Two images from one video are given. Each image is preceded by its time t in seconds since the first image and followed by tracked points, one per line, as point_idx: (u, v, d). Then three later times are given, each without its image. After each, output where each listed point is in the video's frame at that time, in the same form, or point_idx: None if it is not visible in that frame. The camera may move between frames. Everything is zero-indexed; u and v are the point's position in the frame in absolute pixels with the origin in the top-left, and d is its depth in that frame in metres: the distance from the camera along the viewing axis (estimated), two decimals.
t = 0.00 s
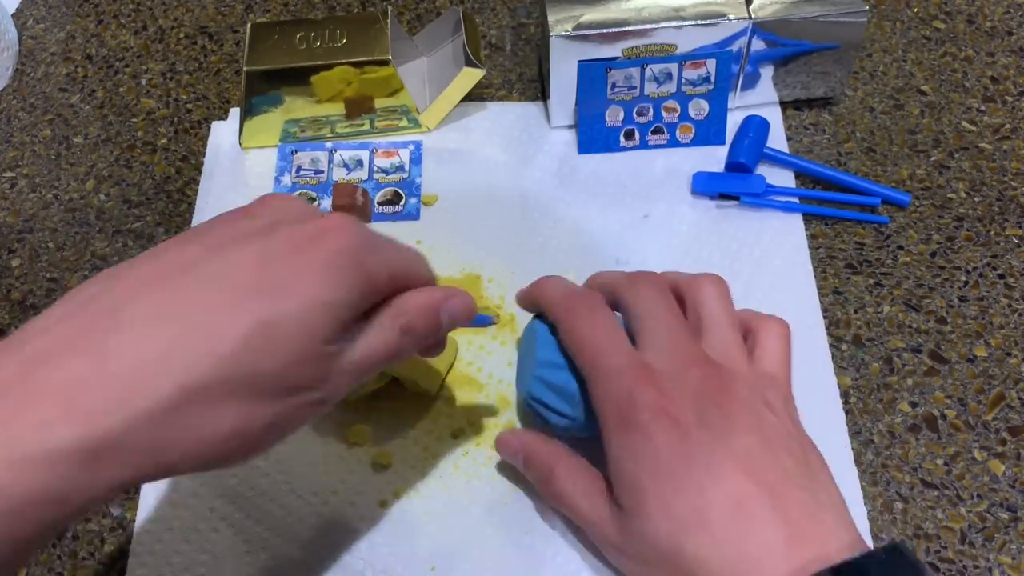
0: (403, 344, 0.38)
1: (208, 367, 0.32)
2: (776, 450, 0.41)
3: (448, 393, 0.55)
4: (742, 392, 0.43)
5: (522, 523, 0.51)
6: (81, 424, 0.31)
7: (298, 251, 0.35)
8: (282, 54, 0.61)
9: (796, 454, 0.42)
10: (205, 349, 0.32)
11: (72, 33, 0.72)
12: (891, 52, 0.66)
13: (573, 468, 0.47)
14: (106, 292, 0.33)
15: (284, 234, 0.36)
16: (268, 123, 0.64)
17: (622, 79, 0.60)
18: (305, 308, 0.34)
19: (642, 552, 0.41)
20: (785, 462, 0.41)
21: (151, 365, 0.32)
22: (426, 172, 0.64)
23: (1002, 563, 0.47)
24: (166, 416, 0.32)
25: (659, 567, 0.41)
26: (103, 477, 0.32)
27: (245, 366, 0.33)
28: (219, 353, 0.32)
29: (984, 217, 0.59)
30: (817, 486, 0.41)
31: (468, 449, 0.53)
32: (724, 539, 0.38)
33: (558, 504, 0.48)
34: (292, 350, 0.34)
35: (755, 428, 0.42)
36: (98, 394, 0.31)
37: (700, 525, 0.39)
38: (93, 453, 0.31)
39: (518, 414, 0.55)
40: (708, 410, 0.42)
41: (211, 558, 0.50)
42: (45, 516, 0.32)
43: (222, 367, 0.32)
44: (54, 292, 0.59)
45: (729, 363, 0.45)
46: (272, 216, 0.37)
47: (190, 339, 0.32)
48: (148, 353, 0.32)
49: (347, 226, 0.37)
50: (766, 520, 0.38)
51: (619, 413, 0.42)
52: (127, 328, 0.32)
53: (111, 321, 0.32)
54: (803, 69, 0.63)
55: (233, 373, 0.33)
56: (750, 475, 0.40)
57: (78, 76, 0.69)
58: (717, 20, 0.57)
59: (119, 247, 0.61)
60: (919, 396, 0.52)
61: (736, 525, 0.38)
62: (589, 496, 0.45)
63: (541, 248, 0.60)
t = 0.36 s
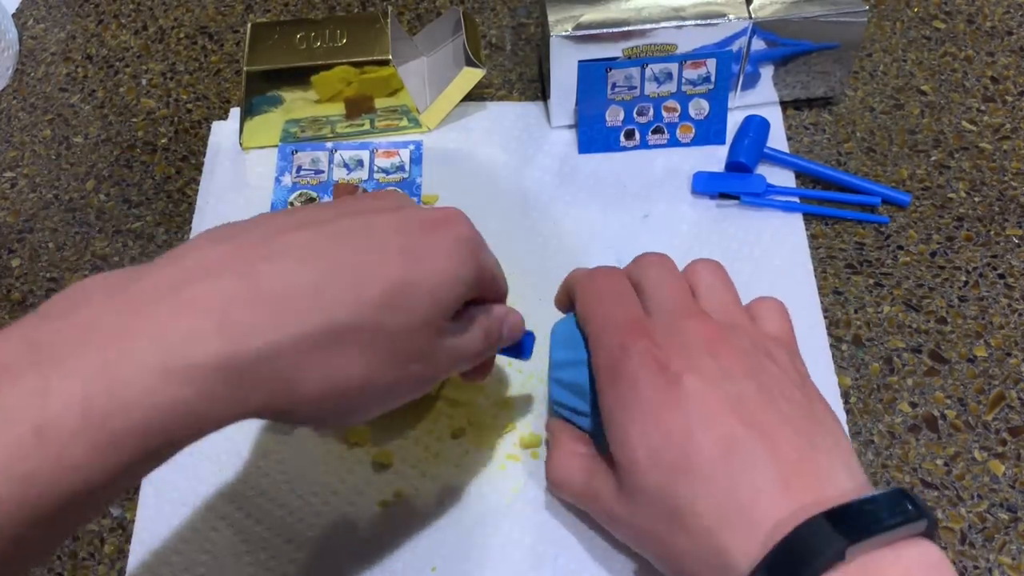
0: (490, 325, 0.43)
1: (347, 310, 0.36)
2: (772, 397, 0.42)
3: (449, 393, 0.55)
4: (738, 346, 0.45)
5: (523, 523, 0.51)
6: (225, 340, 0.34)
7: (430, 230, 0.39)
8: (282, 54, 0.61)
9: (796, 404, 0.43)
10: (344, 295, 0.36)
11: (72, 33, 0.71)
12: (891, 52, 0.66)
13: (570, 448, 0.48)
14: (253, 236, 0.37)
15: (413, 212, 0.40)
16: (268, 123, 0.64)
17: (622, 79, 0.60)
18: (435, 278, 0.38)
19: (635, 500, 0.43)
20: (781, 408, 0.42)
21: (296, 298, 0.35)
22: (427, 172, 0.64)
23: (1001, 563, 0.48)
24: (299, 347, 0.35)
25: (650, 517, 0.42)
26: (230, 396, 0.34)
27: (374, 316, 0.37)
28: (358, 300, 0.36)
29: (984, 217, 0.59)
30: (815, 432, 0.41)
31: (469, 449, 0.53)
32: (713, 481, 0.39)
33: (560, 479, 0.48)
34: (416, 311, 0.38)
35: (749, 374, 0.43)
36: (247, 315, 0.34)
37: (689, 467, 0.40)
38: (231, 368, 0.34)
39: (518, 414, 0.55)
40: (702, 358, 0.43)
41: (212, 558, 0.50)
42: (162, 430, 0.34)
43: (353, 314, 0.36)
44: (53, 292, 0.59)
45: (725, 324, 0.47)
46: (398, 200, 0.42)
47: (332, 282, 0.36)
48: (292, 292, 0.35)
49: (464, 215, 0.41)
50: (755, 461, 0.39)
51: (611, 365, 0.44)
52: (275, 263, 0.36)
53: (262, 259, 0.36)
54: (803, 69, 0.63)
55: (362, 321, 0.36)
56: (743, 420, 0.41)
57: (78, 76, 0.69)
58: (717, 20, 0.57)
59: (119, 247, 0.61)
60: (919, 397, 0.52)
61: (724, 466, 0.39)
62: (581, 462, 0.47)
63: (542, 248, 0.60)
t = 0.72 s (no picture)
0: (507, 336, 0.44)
1: (374, 321, 0.36)
2: (736, 376, 0.44)
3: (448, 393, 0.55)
4: (701, 329, 0.47)
5: (523, 522, 0.51)
6: (256, 347, 0.34)
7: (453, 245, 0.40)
8: (282, 54, 0.61)
9: (759, 382, 0.44)
10: (371, 306, 0.36)
11: (72, 34, 0.71)
12: (892, 52, 0.66)
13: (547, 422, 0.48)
14: (282, 242, 0.37)
15: (437, 226, 0.41)
16: (268, 124, 0.64)
17: (622, 79, 0.60)
18: (458, 293, 0.39)
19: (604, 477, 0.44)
20: (744, 386, 0.43)
21: (325, 308, 0.35)
22: (427, 172, 0.64)
23: (1002, 563, 0.48)
24: (326, 357, 0.35)
25: (619, 493, 0.43)
26: (258, 402, 0.34)
27: (400, 329, 0.37)
28: (385, 311, 0.36)
29: (984, 216, 0.59)
30: (778, 407, 0.43)
31: (469, 448, 0.53)
32: (676, 454, 0.41)
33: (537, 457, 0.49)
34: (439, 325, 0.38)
35: (710, 355, 0.45)
36: (278, 323, 0.34)
37: (654, 442, 0.42)
38: (260, 375, 0.34)
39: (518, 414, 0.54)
40: (667, 339, 0.45)
41: (212, 558, 0.50)
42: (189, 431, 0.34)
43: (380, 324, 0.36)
44: (54, 292, 0.59)
45: (693, 309, 0.49)
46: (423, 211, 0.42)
47: (360, 292, 0.36)
48: (321, 301, 0.35)
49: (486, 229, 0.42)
50: (717, 434, 0.41)
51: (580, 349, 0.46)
52: (306, 271, 0.36)
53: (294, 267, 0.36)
54: (803, 69, 0.63)
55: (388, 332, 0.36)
56: (703, 395, 0.42)
57: (78, 76, 0.69)
58: (717, 21, 0.57)
59: (119, 247, 0.61)
60: (919, 397, 0.52)
61: (684, 441, 0.41)
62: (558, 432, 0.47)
63: (542, 248, 0.60)
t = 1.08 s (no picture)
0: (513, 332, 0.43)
1: (411, 343, 0.36)
2: (708, 373, 0.43)
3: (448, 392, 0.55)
4: (679, 323, 0.46)
5: (523, 520, 0.51)
6: (304, 381, 0.33)
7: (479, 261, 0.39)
8: (282, 54, 0.61)
9: (733, 379, 0.44)
10: (406, 328, 0.36)
11: (72, 34, 0.72)
12: (892, 52, 0.66)
13: (530, 405, 0.48)
14: (312, 269, 0.37)
15: (453, 237, 0.40)
16: (268, 124, 0.64)
17: (622, 79, 0.60)
18: (482, 310, 0.39)
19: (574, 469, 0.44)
20: (714, 384, 0.43)
21: (365, 335, 0.35)
22: (426, 172, 0.64)
23: (1002, 563, 0.48)
24: (367, 383, 0.35)
25: (589, 485, 0.44)
26: (308, 431, 0.34)
27: (433, 348, 0.37)
28: (421, 332, 0.36)
29: (984, 216, 0.59)
30: (748, 405, 0.42)
31: (468, 446, 0.53)
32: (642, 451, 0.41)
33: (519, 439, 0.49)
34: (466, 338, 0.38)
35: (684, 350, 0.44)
36: (324, 354, 0.34)
37: (621, 437, 0.42)
38: (310, 408, 0.34)
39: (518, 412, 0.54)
40: (640, 333, 0.45)
41: (212, 558, 0.50)
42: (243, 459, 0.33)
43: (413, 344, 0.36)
44: (54, 292, 0.59)
45: (671, 303, 0.48)
46: (438, 219, 0.41)
47: (395, 316, 0.36)
48: (358, 326, 0.35)
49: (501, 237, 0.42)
50: (683, 432, 0.41)
51: (558, 337, 0.46)
52: (341, 297, 0.35)
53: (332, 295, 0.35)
54: (803, 68, 0.62)
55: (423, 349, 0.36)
56: (673, 391, 0.42)
57: (78, 76, 0.69)
58: (717, 20, 0.57)
59: (119, 247, 0.61)
60: (919, 397, 0.52)
61: (650, 436, 0.41)
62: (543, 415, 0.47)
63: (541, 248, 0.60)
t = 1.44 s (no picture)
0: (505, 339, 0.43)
1: (409, 358, 0.36)
2: (702, 372, 0.44)
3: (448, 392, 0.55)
4: (674, 322, 0.46)
5: (522, 518, 0.51)
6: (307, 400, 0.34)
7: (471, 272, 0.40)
8: (283, 54, 0.61)
9: (727, 380, 0.44)
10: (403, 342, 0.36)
11: (72, 34, 0.72)
12: (891, 52, 0.66)
13: (524, 404, 0.48)
14: (306, 291, 0.37)
15: (439, 244, 0.40)
16: (268, 124, 0.64)
17: (622, 79, 0.60)
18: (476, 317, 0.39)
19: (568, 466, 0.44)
20: (709, 383, 0.43)
21: (362, 352, 0.35)
22: (427, 172, 0.64)
23: (1002, 563, 0.48)
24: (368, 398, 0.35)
25: (581, 483, 0.44)
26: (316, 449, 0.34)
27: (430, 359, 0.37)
28: (417, 346, 0.36)
29: (983, 216, 0.59)
30: (741, 407, 0.43)
31: (468, 445, 0.53)
32: (635, 449, 0.41)
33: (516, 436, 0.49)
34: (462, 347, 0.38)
35: (678, 350, 0.44)
36: (325, 374, 0.34)
37: (614, 435, 0.42)
38: (313, 428, 0.34)
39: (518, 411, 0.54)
40: (637, 332, 0.45)
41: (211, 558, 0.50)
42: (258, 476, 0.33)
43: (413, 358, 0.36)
44: (54, 292, 0.59)
45: (667, 303, 0.48)
46: (424, 232, 0.41)
47: (391, 333, 0.36)
48: (358, 344, 0.35)
49: (487, 245, 0.42)
50: (677, 431, 0.41)
51: (553, 333, 0.46)
52: (339, 317, 0.35)
53: (329, 316, 0.35)
54: (803, 68, 0.62)
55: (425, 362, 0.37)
56: (666, 390, 0.42)
57: (78, 76, 0.69)
58: (717, 21, 0.57)
59: (119, 247, 0.61)
60: (919, 397, 0.52)
61: (644, 433, 0.41)
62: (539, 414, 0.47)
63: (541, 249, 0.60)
